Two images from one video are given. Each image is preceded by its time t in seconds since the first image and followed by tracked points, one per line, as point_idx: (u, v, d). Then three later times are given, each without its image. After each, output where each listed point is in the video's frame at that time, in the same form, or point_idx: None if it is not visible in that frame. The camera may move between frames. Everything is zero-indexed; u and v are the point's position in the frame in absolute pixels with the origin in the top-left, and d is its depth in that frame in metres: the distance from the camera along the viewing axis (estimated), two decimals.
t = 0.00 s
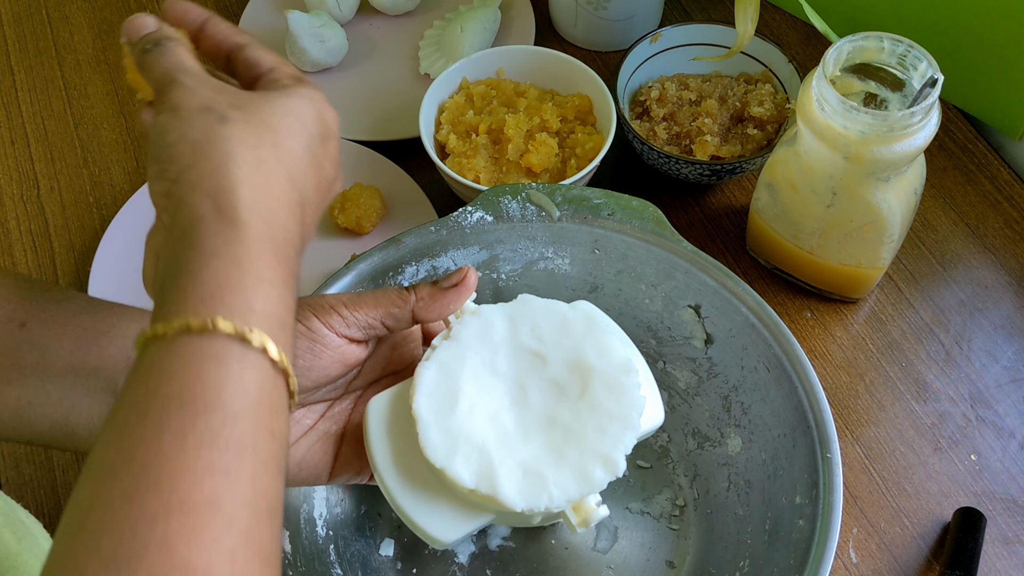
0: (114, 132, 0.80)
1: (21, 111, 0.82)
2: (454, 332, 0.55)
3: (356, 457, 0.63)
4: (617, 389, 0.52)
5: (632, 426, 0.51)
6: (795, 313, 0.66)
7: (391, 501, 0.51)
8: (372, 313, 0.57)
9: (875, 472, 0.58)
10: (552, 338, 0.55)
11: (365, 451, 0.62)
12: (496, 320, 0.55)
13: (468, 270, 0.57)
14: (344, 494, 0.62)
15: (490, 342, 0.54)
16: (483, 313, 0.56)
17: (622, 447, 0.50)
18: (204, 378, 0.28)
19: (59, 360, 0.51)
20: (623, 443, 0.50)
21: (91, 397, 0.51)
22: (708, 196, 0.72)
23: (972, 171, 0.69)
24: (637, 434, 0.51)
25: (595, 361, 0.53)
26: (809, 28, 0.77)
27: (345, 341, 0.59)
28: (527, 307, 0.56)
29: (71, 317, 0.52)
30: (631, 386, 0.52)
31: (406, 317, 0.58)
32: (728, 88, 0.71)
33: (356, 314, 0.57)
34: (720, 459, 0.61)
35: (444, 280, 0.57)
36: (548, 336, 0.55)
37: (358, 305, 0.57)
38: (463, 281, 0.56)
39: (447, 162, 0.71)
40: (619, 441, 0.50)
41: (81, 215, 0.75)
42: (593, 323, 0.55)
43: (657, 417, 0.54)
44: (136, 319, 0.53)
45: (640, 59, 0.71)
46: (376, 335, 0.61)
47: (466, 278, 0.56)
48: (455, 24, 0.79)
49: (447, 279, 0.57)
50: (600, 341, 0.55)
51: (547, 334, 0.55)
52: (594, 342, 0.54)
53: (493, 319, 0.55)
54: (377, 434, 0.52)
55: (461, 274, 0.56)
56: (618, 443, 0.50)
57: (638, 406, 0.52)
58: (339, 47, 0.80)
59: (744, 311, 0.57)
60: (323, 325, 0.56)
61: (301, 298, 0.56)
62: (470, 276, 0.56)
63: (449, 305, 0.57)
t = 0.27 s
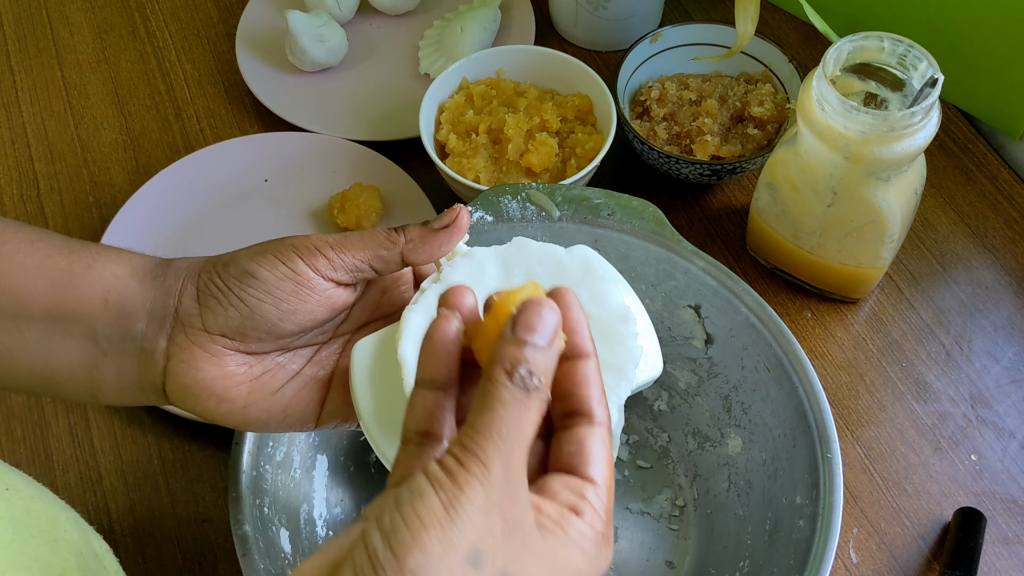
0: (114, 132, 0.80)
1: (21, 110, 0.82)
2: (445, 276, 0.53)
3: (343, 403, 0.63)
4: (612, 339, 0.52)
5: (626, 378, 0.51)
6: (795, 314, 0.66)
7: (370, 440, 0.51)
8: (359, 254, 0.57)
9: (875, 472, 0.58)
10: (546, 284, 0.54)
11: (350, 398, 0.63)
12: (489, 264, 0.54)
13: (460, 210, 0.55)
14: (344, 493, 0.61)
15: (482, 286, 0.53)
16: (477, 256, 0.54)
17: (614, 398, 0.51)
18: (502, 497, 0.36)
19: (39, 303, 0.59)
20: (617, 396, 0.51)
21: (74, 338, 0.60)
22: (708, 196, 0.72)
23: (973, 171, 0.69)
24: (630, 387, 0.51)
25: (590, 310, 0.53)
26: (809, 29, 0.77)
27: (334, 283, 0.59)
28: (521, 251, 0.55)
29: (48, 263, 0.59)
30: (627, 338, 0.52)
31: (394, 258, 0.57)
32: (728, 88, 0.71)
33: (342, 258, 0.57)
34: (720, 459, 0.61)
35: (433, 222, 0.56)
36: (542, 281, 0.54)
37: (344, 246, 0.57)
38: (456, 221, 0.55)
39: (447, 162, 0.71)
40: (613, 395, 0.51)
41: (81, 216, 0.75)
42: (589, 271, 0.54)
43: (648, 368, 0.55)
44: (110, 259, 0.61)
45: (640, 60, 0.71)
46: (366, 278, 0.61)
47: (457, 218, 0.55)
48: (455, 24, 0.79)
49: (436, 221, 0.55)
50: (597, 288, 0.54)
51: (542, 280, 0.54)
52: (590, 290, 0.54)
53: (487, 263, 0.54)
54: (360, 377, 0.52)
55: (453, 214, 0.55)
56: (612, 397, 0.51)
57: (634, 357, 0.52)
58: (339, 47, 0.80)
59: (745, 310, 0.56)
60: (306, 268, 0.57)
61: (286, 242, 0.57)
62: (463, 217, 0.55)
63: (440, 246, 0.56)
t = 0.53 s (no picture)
0: (114, 132, 0.80)
1: (21, 110, 0.82)
2: (442, 247, 0.52)
3: (342, 378, 0.62)
4: (613, 313, 0.50)
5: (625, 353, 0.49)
6: (795, 314, 0.66)
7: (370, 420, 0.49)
8: (356, 226, 0.56)
9: (875, 472, 0.58)
10: (547, 257, 0.52)
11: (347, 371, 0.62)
12: (487, 235, 0.52)
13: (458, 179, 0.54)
14: (344, 494, 0.62)
15: (479, 259, 0.52)
16: (475, 227, 0.53)
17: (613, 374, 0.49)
18: (517, 561, 0.37)
19: (28, 277, 0.58)
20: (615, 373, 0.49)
21: (63, 313, 0.59)
22: (708, 196, 0.72)
23: (972, 171, 0.69)
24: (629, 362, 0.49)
25: (590, 283, 0.51)
26: (809, 29, 0.77)
27: (332, 256, 0.58)
28: (522, 223, 0.53)
29: (36, 237, 0.59)
30: (628, 311, 0.50)
31: (394, 230, 0.56)
32: (728, 88, 0.71)
33: (340, 229, 0.56)
34: (720, 459, 0.61)
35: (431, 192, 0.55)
36: (541, 254, 0.52)
37: (342, 217, 0.56)
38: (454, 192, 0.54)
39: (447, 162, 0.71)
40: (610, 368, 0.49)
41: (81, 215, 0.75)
42: (590, 243, 0.52)
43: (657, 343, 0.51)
44: (100, 233, 0.60)
45: (640, 60, 0.71)
46: (364, 251, 0.60)
47: (456, 187, 0.54)
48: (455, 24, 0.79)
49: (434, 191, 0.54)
50: (598, 261, 0.51)
51: (541, 253, 0.52)
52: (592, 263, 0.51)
53: (485, 234, 0.52)
54: (358, 353, 0.50)
55: (451, 183, 0.54)
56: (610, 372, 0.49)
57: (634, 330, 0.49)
58: (339, 47, 0.80)
59: (745, 310, 0.56)
60: (302, 239, 0.56)
61: (283, 213, 0.57)
62: (460, 185, 0.54)
63: (439, 217, 0.55)
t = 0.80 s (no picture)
0: (114, 132, 0.80)
1: (21, 111, 0.82)
2: (433, 237, 0.51)
3: (335, 370, 0.62)
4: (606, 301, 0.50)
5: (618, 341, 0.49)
6: (795, 314, 0.66)
7: (360, 408, 0.49)
8: (348, 218, 0.56)
9: (875, 472, 0.58)
10: (539, 245, 0.52)
11: (340, 363, 0.62)
12: (479, 224, 0.52)
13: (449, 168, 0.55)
14: (344, 494, 0.62)
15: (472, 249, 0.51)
16: (466, 215, 0.52)
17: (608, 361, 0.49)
18: (548, 532, 0.35)
19: (15, 276, 0.58)
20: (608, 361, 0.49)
21: (51, 313, 0.59)
22: (708, 196, 0.72)
23: (973, 171, 0.69)
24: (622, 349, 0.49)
25: (583, 271, 0.51)
26: (809, 28, 0.77)
27: (324, 250, 0.58)
28: (513, 211, 0.52)
29: (23, 236, 0.59)
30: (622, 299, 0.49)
31: (387, 222, 0.56)
32: (728, 88, 0.71)
33: (331, 222, 0.56)
34: (720, 459, 0.61)
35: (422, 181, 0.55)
36: (534, 242, 0.52)
37: (332, 209, 0.56)
38: (445, 181, 0.55)
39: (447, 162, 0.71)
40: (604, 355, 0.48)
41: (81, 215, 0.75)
42: (582, 231, 0.52)
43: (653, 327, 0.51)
44: (88, 231, 0.60)
45: (640, 60, 0.71)
46: (356, 243, 0.60)
47: (447, 175, 0.55)
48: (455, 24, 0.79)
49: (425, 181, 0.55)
50: (590, 248, 0.51)
51: (534, 241, 0.52)
52: (584, 251, 0.51)
53: (476, 223, 0.52)
54: (350, 343, 0.50)
55: (442, 172, 0.55)
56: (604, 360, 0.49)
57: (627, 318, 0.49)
58: (339, 47, 0.80)
59: (744, 310, 0.56)
60: (293, 233, 0.56)
61: (273, 207, 0.57)
62: (451, 173, 0.55)
63: (431, 207, 0.55)
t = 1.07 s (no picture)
0: (114, 132, 0.80)
1: (21, 111, 0.82)
2: (425, 222, 0.51)
3: (331, 359, 0.62)
4: (599, 283, 0.48)
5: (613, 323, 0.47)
6: (795, 314, 0.66)
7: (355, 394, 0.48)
8: (339, 203, 0.56)
9: (875, 472, 0.58)
10: (532, 229, 0.51)
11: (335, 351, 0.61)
12: (471, 209, 0.51)
13: (441, 153, 0.55)
14: (344, 494, 0.62)
15: (464, 233, 0.51)
16: (459, 200, 0.52)
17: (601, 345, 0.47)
18: (543, 508, 0.35)
19: (7, 269, 0.58)
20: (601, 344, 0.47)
21: (44, 304, 0.59)
22: (708, 196, 0.72)
23: (972, 171, 0.69)
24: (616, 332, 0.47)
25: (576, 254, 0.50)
26: (809, 28, 0.77)
27: (317, 236, 0.58)
28: (506, 196, 0.52)
29: (14, 228, 0.59)
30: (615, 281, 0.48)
31: (379, 207, 0.56)
32: (728, 88, 0.71)
33: (323, 208, 0.56)
34: (720, 459, 0.61)
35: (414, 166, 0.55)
36: (527, 226, 0.51)
37: (324, 194, 0.56)
38: (437, 165, 0.55)
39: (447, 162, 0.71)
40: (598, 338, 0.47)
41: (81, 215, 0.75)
42: (575, 214, 0.51)
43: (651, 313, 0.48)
44: (78, 221, 0.60)
45: (640, 60, 0.71)
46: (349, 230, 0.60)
47: (438, 160, 0.55)
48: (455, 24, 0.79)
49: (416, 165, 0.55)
50: (584, 231, 0.50)
51: (527, 225, 0.51)
52: (578, 234, 0.50)
53: (469, 208, 0.51)
54: (342, 328, 0.50)
55: (434, 157, 0.55)
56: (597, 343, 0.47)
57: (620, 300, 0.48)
58: (339, 47, 0.80)
59: (745, 310, 0.56)
60: (285, 220, 0.56)
61: (265, 194, 0.57)
62: (442, 158, 0.55)
63: (423, 191, 0.55)
